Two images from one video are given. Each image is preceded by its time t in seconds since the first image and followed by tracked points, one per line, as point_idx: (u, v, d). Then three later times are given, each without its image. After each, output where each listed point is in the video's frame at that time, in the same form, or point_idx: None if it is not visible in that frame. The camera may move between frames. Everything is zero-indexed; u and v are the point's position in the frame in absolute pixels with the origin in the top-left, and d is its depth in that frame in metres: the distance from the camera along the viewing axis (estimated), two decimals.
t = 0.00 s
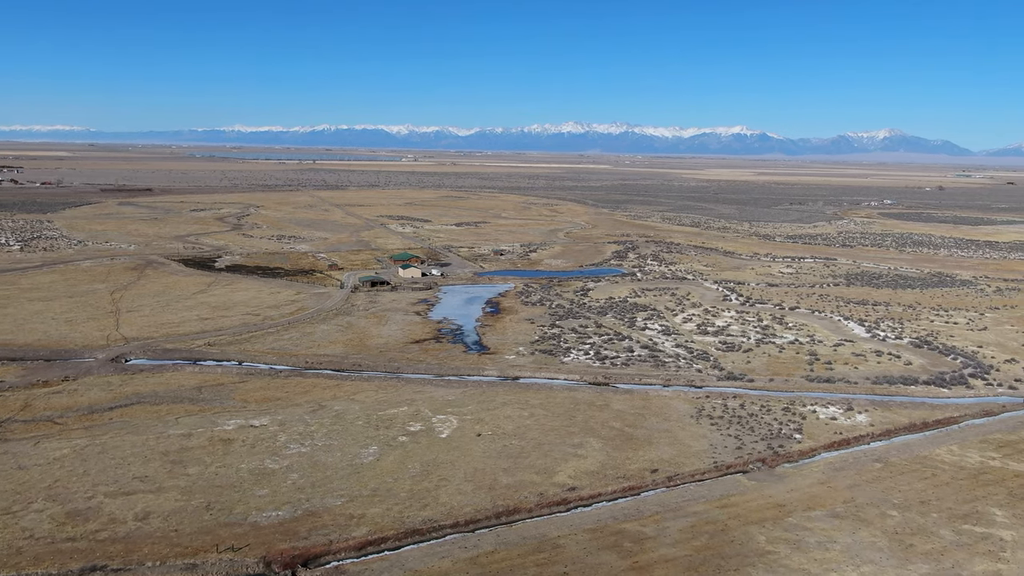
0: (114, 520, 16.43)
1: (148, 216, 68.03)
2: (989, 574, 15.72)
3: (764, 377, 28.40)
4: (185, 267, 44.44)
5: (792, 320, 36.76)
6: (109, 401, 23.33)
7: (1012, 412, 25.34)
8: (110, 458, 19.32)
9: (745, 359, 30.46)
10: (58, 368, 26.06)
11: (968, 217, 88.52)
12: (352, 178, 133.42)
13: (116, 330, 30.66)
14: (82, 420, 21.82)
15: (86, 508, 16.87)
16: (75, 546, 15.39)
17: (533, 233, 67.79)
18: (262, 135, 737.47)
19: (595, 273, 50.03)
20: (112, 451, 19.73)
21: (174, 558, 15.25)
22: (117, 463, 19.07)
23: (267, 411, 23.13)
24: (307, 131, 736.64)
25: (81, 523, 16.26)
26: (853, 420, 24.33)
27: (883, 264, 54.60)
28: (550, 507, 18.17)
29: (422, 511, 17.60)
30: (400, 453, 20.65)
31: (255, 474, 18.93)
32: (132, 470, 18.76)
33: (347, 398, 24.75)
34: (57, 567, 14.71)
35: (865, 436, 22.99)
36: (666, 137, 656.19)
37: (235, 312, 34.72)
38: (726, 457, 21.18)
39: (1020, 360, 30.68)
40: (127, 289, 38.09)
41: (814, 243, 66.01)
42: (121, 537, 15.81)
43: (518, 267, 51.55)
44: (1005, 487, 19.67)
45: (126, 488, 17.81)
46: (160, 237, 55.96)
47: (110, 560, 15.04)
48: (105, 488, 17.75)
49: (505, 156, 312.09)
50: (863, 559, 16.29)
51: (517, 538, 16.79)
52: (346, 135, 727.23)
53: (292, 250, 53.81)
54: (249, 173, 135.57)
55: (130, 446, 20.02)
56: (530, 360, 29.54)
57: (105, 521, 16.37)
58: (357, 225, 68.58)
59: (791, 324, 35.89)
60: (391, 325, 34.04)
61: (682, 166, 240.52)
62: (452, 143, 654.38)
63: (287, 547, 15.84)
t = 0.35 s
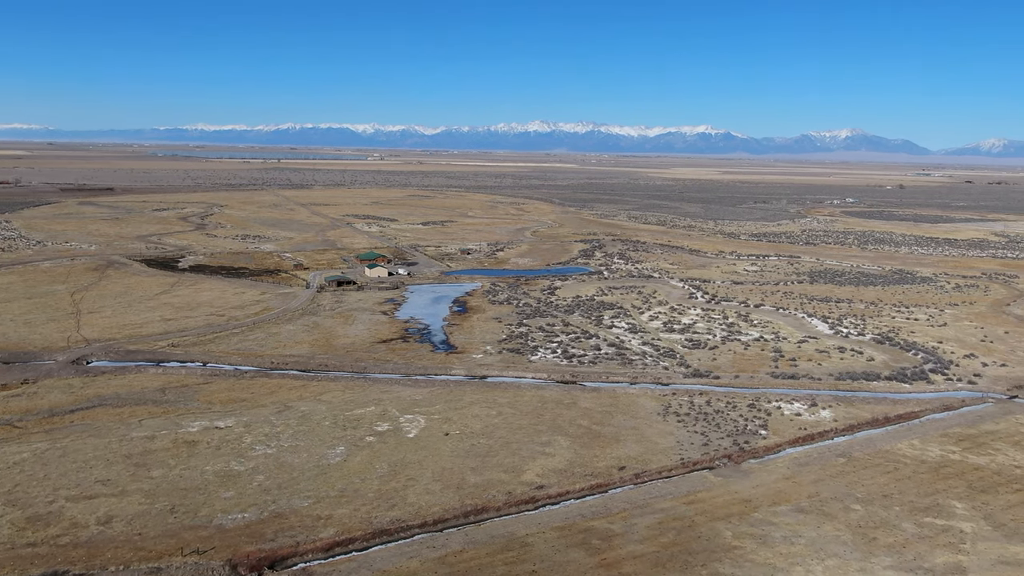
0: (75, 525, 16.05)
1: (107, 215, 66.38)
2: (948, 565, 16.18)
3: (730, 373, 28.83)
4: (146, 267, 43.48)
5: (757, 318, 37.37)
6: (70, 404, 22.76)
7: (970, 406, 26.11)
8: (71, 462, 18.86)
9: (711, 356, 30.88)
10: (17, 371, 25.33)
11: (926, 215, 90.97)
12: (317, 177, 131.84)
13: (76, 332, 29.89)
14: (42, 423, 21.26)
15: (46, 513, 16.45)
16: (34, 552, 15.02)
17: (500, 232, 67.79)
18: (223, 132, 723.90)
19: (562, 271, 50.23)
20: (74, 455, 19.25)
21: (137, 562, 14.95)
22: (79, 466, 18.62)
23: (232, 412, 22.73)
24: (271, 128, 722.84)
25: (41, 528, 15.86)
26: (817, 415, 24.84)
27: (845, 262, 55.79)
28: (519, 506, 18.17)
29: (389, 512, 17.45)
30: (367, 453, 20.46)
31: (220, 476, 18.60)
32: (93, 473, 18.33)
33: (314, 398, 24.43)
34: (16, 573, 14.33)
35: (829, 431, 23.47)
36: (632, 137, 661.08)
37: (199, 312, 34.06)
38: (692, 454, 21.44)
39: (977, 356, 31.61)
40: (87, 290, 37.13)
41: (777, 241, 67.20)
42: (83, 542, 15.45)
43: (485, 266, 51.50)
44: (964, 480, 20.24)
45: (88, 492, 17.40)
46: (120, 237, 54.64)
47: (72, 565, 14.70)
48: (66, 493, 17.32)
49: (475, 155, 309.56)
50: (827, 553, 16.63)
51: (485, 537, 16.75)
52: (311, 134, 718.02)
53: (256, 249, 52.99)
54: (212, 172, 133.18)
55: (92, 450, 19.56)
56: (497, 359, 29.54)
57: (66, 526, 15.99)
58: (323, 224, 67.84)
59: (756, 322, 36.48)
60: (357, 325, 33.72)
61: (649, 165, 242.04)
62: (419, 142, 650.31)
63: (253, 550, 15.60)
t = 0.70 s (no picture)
0: (38, 530, 15.65)
1: (68, 215, 64.72)
2: (912, 557, 16.58)
3: (698, 371, 29.16)
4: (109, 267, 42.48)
5: (725, 315, 37.85)
6: (32, 407, 22.17)
7: (934, 400, 26.78)
8: (33, 466, 18.38)
9: (680, 354, 31.19)
10: None
11: (889, 213, 93.01)
12: (284, 176, 129.91)
13: (38, 333, 29.11)
14: (2, 427, 20.68)
15: (8, 518, 16.01)
16: None
17: (471, 231, 67.60)
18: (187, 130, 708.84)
19: (532, 270, 50.31)
20: (36, 459, 18.77)
21: (103, 566, 14.62)
22: (41, 470, 18.16)
23: (199, 414, 22.31)
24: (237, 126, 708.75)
25: (3, 534, 15.44)
26: (785, 412, 25.27)
27: (812, 259, 56.80)
28: (489, 505, 18.15)
29: (360, 512, 17.29)
30: (337, 454, 20.24)
31: (188, 478, 18.25)
32: (57, 477, 17.88)
33: (282, 399, 24.09)
34: None
35: (797, 427, 23.88)
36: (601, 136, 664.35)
37: (164, 313, 33.37)
38: (662, 451, 21.64)
39: (940, 351, 32.41)
40: (49, 291, 36.17)
41: (745, 239, 68.16)
42: (46, 547, 15.07)
43: (455, 265, 51.33)
44: (928, 474, 20.75)
45: (52, 496, 16.98)
46: (81, 237, 53.27)
47: (35, 571, 14.34)
48: (28, 497, 16.88)
49: (446, 155, 306.88)
50: (795, 547, 16.91)
51: (456, 536, 16.70)
52: (277, 131, 708.24)
53: (223, 249, 52.09)
54: (177, 170, 130.42)
55: (56, 453, 19.08)
56: (467, 358, 29.48)
57: (29, 531, 15.58)
58: (291, 223, 66.99)
59: (724, 319, 36.94)
60: (326, 325, 33.36)
61: (620, 164, 243.26)
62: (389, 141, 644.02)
63: (222, 552, 15.34)
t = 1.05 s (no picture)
0: (3, 535, 15.23)
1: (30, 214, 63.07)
2: (880, 550, 16.93)
3: (670, 368, 29.43)
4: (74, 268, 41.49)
5: (696, 313, 38.25)
6: None
7: (901, 396, 27.38)
8: None
9: (651, 351, 31.46)
10: None
11: (856, 212, 94.80)
12: (255, 175, 128.03)
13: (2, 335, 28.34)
14: None
15: None
16: None
17: (443, 230, 67.34)
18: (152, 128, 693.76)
19: (504, 269, 50.31)
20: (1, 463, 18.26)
21: (70, 571, 14.28)
22: (6, 474, 17.68)
23: (168, 416, 21.89)
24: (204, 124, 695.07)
25: None
26: (756, 408, 25.62)
27: (781, 257, 57.66)
28: (462, 504, 18.09)
29: (332, 513, 17.11)
30: (308, 454, 20.01)
31: (157, 481, 17.90)
32: (23, 482, 17.42)
33: (253, 400, 23.74)
34: None
35: (767, 424, 24.24)
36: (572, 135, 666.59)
37: (132, 314, 32.70)
38: (634, 448, 21.78)
39: (907, 348, 33.13)
40: (12, 292, 35.22)
41: (715, 237, 68.96)
42: (11, 552, 14.68)
43: (427, 264, 51.12)
44: (896, 468, 21.21)
45: (17, 501, 16.55)
46: (44, 237, 51.94)
47: None
48: None
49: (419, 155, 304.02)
50: (766, 543, 17.16)
51: (429, 536, 16.61)
52: (246, 130, 698.23)
53: (191, 249, 51.20)
54: (143, 170, 127.69)
55: (21, 457, 18.59)
56: (439, 357, 29.38)
57: None
58: (261, 223, 66.10)
59: (695, 317, 37.34)
60: (297, 325, 32.98)
61: (593, 164, 244.27)
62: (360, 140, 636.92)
63: (192, 555, 15.07)
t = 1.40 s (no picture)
0: None
1: None
2: (847, 545, 17.28)
3: (640, 366, 29.67)
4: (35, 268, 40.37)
5: (665, 311, 38.62)
6: None
7: (866, 392, 27.97)
8: None
9: (621, 350, 31.69)
10: None
11: (822, 211, 96.49)
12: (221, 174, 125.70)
13: None
14: None
15: None
16: None
17: (414, 229, 66.94)
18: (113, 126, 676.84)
19: (475, 268, 50.22)
20: None
21: None
22: None
23: (135, 418, 21.41)
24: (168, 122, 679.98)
25: None
26: (725, 405, 25.96)
27: (749, 256, 58.48)
28: (434, 504, 18.01)
29: (302, 515, 16.89)
30: (278, 456, 19.74)
31: (123, 484, 17.50)
32: None
33: (220, 401, 23.33)
34: None
35: (736, 420, 24.58)
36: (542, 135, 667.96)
37: (96, 315, 31.94)
38: (604, 446, 21.91)
39: (873, 345, 33.85)
40: None
41: (684, 236, 69.67)
42: None
43: (397, 263, 50.78)
44: (862, 463, 21.65)
45: None
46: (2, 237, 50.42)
47: None
48: None
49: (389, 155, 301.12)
50: (736, 538, 17.39)
51: (400, 537, 16.50)
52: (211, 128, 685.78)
53: (156, 249, 50.18)
54: (106, 169, 124.61)
55: None
56: (410, 357, 29.21)
57: None
58: (228, 222, 65.01)
59: (665, 315, 37.70)
60: (265, 325, 32.52)
61: (564, 164, 244.93)
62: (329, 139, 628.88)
63: (159, 559, 14.76)
